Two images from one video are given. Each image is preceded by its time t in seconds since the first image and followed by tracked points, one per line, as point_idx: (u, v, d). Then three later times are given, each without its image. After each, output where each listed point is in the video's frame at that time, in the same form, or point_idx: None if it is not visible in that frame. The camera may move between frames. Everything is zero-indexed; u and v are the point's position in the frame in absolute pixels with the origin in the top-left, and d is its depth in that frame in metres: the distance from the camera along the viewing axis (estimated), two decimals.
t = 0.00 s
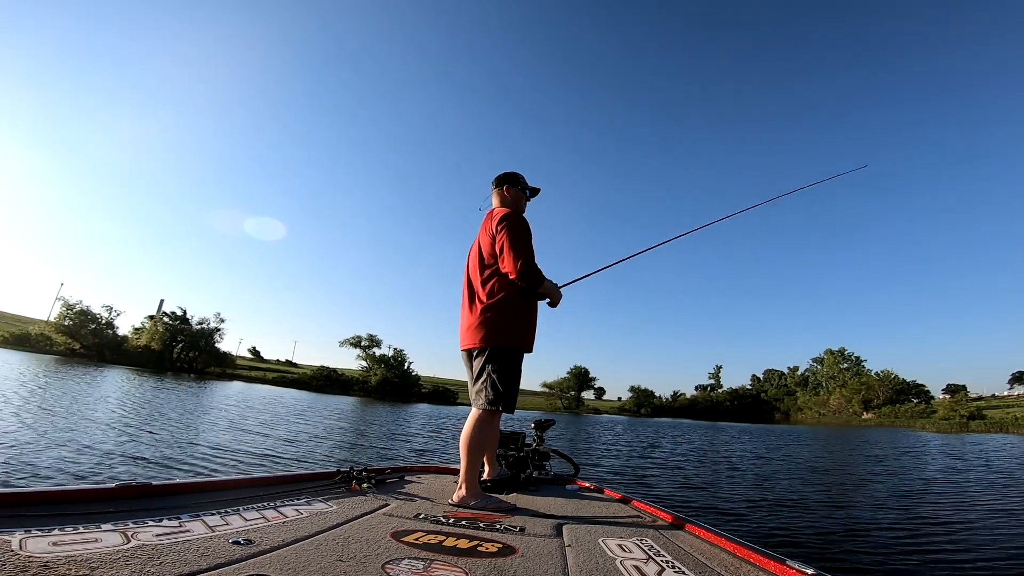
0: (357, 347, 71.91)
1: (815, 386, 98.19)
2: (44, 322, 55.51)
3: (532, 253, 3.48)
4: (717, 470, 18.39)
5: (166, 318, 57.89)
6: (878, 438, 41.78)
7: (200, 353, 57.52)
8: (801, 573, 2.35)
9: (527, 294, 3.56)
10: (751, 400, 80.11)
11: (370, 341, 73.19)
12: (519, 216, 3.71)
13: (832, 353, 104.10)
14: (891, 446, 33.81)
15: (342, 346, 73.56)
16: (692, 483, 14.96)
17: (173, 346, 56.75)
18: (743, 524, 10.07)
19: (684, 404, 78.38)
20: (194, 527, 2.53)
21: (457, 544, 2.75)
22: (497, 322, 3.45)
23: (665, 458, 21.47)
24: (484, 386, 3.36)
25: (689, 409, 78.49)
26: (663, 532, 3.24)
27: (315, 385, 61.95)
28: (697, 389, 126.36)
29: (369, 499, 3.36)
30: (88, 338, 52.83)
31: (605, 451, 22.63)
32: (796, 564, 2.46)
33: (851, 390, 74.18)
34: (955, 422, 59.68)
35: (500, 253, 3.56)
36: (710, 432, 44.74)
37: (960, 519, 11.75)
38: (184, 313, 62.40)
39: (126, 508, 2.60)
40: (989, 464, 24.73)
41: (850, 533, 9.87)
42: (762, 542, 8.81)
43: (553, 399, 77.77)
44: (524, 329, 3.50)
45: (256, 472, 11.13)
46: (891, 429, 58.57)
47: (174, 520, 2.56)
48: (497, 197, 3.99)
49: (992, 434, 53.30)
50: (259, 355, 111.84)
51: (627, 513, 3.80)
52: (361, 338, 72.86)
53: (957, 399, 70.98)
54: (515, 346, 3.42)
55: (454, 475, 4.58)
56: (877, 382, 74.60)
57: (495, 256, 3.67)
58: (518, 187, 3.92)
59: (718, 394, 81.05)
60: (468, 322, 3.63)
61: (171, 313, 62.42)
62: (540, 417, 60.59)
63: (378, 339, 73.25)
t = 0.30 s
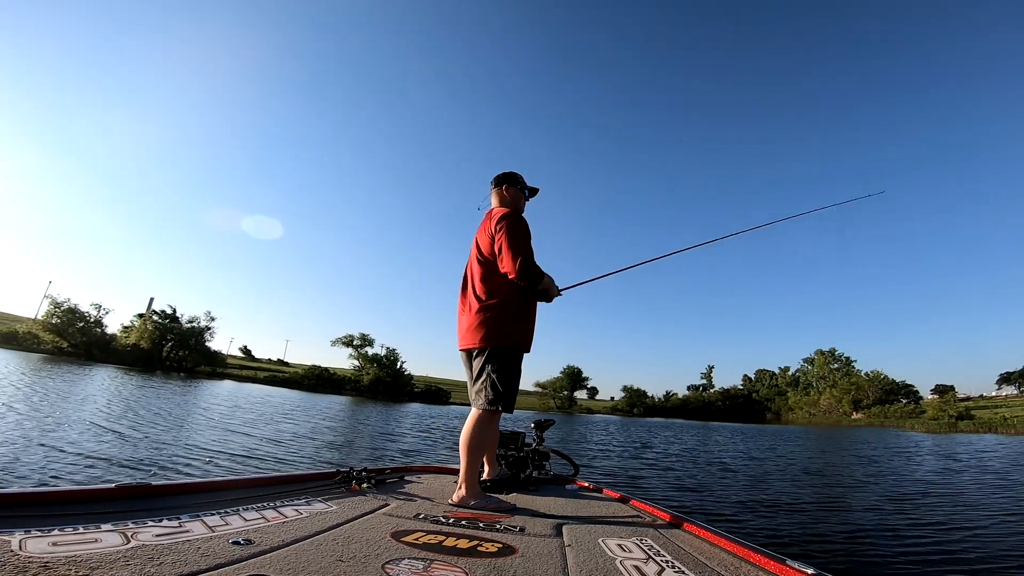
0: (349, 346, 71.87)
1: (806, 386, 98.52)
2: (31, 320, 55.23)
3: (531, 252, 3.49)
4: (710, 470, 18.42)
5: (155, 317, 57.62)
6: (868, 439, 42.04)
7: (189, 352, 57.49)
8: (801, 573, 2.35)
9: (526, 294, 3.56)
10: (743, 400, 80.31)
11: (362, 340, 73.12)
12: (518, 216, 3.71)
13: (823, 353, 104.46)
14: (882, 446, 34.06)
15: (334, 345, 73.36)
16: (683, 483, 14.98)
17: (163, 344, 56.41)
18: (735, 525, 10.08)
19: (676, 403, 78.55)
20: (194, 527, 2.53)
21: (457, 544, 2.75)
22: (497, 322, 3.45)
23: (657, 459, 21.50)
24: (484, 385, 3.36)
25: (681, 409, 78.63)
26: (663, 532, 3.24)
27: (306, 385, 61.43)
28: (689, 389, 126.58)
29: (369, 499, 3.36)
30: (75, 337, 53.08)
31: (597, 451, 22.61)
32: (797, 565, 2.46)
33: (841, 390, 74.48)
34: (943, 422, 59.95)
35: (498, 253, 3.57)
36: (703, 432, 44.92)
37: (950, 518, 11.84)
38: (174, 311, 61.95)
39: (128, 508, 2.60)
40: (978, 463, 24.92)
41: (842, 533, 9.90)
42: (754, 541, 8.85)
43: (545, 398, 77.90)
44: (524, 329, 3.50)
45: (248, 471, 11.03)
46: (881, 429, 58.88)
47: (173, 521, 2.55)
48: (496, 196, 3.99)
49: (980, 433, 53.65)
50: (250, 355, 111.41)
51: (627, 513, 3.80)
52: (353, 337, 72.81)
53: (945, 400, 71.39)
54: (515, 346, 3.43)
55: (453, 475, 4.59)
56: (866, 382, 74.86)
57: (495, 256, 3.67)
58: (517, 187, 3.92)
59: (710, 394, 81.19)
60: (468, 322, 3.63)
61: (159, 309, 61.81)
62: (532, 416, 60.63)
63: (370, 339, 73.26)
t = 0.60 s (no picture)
0: (341, 345, 71.77)
1: (797, 386, 98.82)
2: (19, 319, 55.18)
3: (530, 251, 3.49)
4: (702, 470, 18.50)
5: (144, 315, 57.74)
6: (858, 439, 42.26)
7: (178, 351, 57.58)
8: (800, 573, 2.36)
9: (526, 294, 3.55)
10: (735, 399, 80.47)
11: (353, 339, 73.10)
12: (517, 216, 3.71)
13: (814, 354, 104.84)
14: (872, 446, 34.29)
15: (326, 344, 73.03)
16: (676, 483, 15.02)
17: (151, 343, 56.85)
18: (727, 525, 10.11)
19: (669, 403, 78.70)
20: (194, 527, 2.53)
21: (457, 544, 2.75)
22: (496, 322, 3.45)
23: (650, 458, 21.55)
24: (484, 384, 3.36)
25: (673, 409, 78.70)
26: (663, 532, 3.24)
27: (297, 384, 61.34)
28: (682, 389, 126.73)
29: (369, 499, 3.36)
30: (62, 335, 52.37)
31: (590, 451, 22.62)
32: (797, 564, 2.46)
33: (832, 391, 74.75)
34: (932, 422, 60.16)
35: (498, 253, 3.57)
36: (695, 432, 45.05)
37: (941, 518, 11.94)
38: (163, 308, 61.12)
39: (129, 508, 2.61)
40: (966, 463, 25.13)
41: (834, 533, 9.95)
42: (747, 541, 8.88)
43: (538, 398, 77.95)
44: (523, 329, 3.50)
45: (242, 471, 10.93)
46: (870, 429, 59.14)
47: (173, 521, 2.55)
48: (494, 197, 3.99)
49: (968, 433, 53.93)
50: (241, 353, 110.79)
51: (627, 513, 3.79)
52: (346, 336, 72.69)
53: (934, 400, 71.75)
54: (514, 345, 3.43)
55: (453, 475, 4.59)
56: (856, 382, 75.09)
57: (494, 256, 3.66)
58: (516, 186, 3.93)
59: (702, 394, 81.25)
60: (468, 322, 3.63)
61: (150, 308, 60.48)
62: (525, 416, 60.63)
63: (362, 338, 73.18)
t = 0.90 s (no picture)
0: (331, 344, 71.72)
1: (787, 386, 99.28)
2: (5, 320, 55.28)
3: (529, 251, 3.49)
4: (693, 470, 18.59)
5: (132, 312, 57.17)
6: (847, 439, 42.57)
7: (166, 349, 57.22)
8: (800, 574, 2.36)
9: (524, 293, 3.55)
10: (725, 400, 80.75)
11: (344, 337, 73.12)
12: (516, 216, 3.71)
13: (804, 354, 105.32)
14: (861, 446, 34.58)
15: (316, 343, 73.07)
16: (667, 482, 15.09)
17: (139, 341, 56.11)
18: (718, 525, 10.17)
19: (660, 402, 78.93)
20: (193, 528, 2.52)
21: (457, 544, 2.75)
22: (496, 322, 3.45)
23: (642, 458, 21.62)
24: (483, 385, 3.35)
25: (664, 409, 78.91)
26: (662, 531, 3.25)
27: (287, 383, 61.59)
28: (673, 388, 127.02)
29: (368, 499, 3.36)
30: (48, 332, 52.71)
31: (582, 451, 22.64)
32: (796, 564, 2.47)
33: (821, 391, 75.15)
34: (920, 422, 60.57)
35: (497, 252, 3.56)
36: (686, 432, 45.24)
37: (931, 518, 12.04)
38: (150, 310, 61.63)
39: (129, 508, 2.60)
40: (955, 463, 25.36)
41: (826, 533, 10.00)
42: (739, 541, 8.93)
43: (530, 397, 78.03)
44: (523, 328, 3.51)
45: (237, 471, 10.91)
46: (858, 429, 59.52)
47: (173, 520, 2.55)
48: (493, 197, 4.00)
49: (954, 433, 54.37)
50: (230, 352, 110.05)
51: (627, 513, 3.79)
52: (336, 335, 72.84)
53: (920, 400, 72.30)
54: (514, 345, 3.43)
55: (452, 475, 4.59)
56: (845, 383, 75.47)
57: (493, 256, 3.66)
58: (515, 187, 3.93)
59: (693, 394, 81.44)
60: (467, 322, 3.62)
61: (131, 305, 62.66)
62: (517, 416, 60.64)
63: (353, 337, 73.38)
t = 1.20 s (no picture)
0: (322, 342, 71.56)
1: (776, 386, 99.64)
2: None
3: (529, 250, 3.49)
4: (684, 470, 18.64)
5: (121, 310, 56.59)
6: (836, 438, 42.84)
7: (154, 347, 55.63)
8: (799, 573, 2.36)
9: (524, 293, 3.56)
10: (716, 399, 80.95)
11: (336, 336, 72.85)
12: (516, 216, 3.71)
13: (794, 354, 105.77)
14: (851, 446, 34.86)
15: (306, 341, 72.80)
16: (659, 482, 15.13)
17: (127, 338, 54.79)
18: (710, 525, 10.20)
19: (652, 402, 79.00)
20: (192, 528, 2.52)
21: (456, 544, 2.75)
22: (496, 322, 3.45)
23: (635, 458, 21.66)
24: (483, 384, 3.35)
25: (656, 408, 78.97)
26: (661, 531, 3.26)
27: (277, 381, 61.65)
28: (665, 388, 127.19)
29: (368, 499, 3.36)
30: (34, 330, 53.87)
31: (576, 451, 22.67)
32: (796, 564, 2.48)
33: (810, 391, 75.45)
34: (908, 423, 60.89)
35: (496, 252, 3.57)
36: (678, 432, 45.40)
37: (922, 518, 12.12)
38: (138, 306, 61.32)
39: (126, 508, 2.59)
40: (942, 463, 25.57)
41: (818, 533, 10.03)
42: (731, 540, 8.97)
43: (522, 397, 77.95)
44: (522, 328, 3.51)
45: (227, 470, 10.82)
46: (847, 429, 59.83)
47: (172, 521, 2.54)
48: (492, 197, 3.99)
49: (942, 433, 54.73)
50: (219, 351, 109.44)
51: (626, 513, 3.80)
52: (327, 333, 72.64)
53: (907, 400, 72.76)
54: (513, 345, 3.43)
55: (451, 475, 4.58)
56: (834, 383, 75.77)
57: (493, 256, 3.66)
58: (515, 187, 3.93)
59: (684, 394, 81.56)
60: (467, 322, 3.62)
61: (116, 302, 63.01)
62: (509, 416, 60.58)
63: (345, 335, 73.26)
